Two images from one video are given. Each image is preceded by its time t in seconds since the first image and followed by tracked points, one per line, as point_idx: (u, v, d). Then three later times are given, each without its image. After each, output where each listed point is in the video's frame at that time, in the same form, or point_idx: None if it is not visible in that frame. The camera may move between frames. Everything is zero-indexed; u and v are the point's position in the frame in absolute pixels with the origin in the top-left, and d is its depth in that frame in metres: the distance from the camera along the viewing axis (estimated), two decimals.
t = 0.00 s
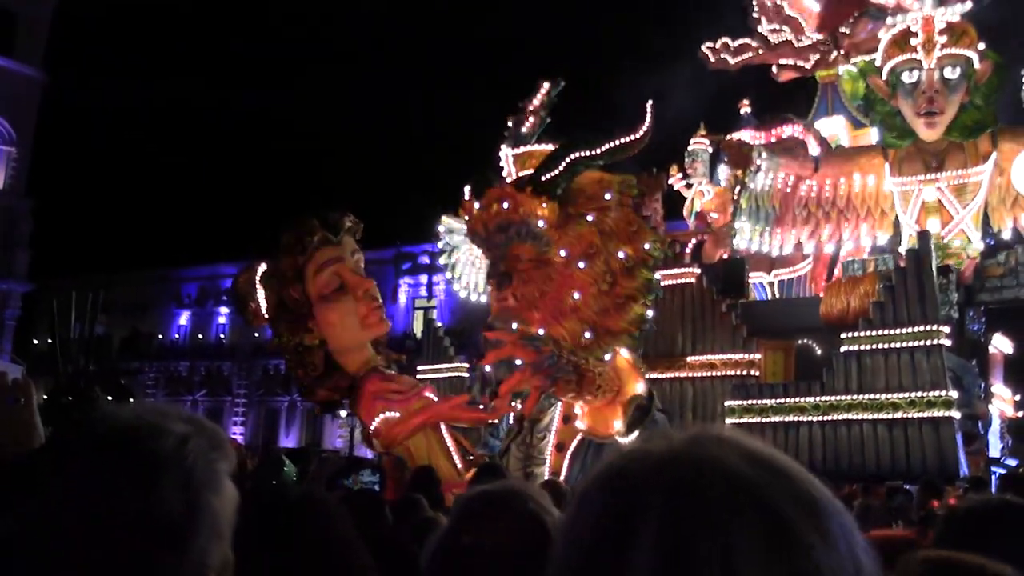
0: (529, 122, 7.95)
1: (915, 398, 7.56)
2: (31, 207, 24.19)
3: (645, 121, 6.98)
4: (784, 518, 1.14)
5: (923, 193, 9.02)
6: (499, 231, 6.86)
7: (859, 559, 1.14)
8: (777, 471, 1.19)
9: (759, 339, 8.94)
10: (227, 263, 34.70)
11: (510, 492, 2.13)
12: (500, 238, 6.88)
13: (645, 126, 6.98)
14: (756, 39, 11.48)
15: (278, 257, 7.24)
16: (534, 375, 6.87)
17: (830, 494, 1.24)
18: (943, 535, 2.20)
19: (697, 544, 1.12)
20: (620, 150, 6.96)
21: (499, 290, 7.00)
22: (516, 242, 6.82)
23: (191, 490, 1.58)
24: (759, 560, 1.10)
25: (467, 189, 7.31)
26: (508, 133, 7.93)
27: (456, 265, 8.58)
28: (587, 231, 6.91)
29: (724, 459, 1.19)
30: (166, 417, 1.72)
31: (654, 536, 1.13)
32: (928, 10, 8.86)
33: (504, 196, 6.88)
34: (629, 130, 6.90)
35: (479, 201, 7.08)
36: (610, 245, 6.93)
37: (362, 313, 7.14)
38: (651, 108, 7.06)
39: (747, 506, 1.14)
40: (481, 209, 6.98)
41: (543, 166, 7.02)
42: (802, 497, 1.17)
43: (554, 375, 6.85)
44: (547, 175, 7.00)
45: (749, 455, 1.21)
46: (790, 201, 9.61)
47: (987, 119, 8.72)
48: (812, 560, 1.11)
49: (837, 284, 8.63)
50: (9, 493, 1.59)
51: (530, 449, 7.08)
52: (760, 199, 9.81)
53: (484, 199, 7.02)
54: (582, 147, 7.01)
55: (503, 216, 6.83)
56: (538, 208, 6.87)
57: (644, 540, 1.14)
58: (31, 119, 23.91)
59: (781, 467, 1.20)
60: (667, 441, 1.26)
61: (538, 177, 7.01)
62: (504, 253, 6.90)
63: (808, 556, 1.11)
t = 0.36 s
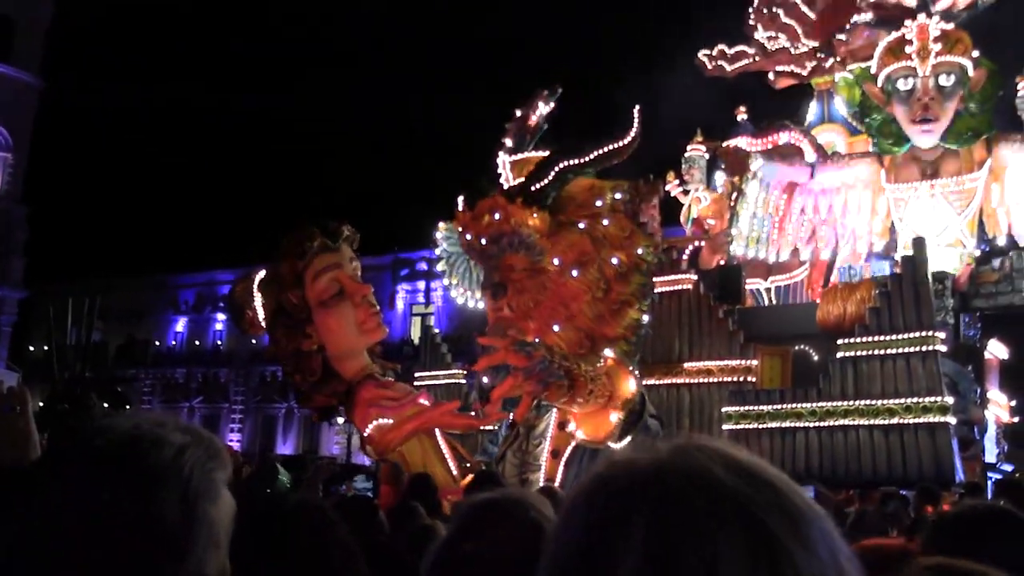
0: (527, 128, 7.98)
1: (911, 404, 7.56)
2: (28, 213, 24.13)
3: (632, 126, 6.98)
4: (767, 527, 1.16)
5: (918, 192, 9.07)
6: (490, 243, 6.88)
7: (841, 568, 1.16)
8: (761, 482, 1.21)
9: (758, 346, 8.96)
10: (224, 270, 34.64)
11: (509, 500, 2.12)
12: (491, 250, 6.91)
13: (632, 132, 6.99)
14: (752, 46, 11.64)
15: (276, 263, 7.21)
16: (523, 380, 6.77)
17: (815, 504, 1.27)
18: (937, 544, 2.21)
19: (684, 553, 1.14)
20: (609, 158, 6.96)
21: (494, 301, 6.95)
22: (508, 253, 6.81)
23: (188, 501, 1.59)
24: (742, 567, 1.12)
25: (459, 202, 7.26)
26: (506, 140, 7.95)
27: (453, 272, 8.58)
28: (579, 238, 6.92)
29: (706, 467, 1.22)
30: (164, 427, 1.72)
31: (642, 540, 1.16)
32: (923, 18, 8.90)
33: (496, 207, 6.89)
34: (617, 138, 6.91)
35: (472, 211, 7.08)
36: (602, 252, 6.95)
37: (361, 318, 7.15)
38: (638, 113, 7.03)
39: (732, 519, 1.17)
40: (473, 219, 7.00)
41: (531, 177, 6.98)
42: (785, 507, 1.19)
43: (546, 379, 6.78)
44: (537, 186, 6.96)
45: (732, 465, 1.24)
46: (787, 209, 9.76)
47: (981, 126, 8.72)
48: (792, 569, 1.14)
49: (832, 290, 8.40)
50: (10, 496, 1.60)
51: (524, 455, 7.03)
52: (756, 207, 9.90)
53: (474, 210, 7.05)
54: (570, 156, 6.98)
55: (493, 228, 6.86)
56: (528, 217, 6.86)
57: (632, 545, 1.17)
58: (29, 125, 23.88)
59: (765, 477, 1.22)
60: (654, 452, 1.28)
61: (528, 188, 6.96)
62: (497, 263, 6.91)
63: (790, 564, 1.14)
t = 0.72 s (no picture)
0: (523, 135, 7.96)
1: (903, 414, 7.59)
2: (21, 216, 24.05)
3: (620, 134, 6.99)
4: (759, 538, 1.20)
5: (911, 209, 9.12)
6: (480, 254, 6.99)
7: None
8: (753, 495, 1.25)
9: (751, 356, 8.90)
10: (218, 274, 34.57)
11: (503, 508, 2.12)
12: (482, 261, 7.01)
13: (619, 138, 6.99)
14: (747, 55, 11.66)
15: (272, 267, 7.18)
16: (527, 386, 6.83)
17: (807, 518, 1.30)
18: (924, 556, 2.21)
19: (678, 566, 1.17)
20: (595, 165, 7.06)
21: (487, 309, 7.09)
22: (498, 263, 6.94)
23: (184, 508, 1.69)
24: None
25: (450, 212, 7.28)
26: (501, 147, 7.98)
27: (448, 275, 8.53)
28: (569, 246, 6.91)
29: (699, 479, 1.25)
30: (160, 435, 1.83)
31: (634, 552, 1.19)
32: (916, 30, 9.00)
33: (485, 218, 6.94)
34: (603, 146, 6.96)
35: (461, 222, 7.12)
36: (592, 260, 6.96)
37: (356, 322, 7.15)
38: (624, 120, 7.06)
39: (724, 533, 1.20)
40: (464, 230, 7.07)
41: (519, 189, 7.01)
42: (776, 520, 1.23)
43: (551, 387, 6.83)
44: (524, 198, 7.00)
45: (727, 479, 1.26)
46: (782, 216, 9.73)
47: (972, 138, 8.79)
48: None
49: (826, 300, 8.77)
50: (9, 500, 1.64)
51: (517, 461, 6.95)
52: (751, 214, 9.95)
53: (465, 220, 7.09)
54: (561, 164, 7.07)
55: (483, 239, 6.92)
56: (518, 226, 6.83)
57: (626, 555, 1.20)
58: (24, 128, 23.83)
59: (757, 491, 1.26)
60: (650, 463, 1.30)
61: (517, 201, 7.00)
62: (490, 275, 7.04)
63: None
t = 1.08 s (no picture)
0: (517, 151, 7.98)
1: (897, 430, 7.58)
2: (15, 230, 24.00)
3: (607, 151, 7.04)
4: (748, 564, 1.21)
5: (903, 221, 9.19)
6: (471, 273, 6.96)
7: None
8: (743, 518, 1.25)
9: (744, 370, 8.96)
10: (213, 288, 34.50)
11: (496, 526, 2.12)
12: (474, 280, 6.97)
13: (607, 155, 7.04)
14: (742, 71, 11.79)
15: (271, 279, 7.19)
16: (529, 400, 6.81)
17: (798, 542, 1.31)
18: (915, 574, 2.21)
19: None
20: (582, 181, 7.05)
21: (480, 327, 7.01)
22: (491, 282, 6.91)
23: (178, 527, 1.69)
24: None
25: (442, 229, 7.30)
26: (496, 163, 8.01)
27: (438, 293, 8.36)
28: (561, 262, 6.95)
29: (690, 503, 1.25)
30: (153, 456, 1.83)
31: (623, 569, 1.20)
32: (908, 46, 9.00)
33: (478, 239, 6.96)
34: (590, 163, 6.99)
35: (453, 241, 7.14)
36: (584, 276, 7.00)
37: (353, 337, 7.15)
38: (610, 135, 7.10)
39: (712, 557, 1.21)
40: (456, 249, 7.07)
41: (508, 209, 6.99)
42: (766, 545, 1.24)
43: (551, 403, 6.75)
44: (514, 217, 6.96)
45: (717, 503, 1.27)
46: (777, 231, 9.88)
47: (964, 155, 8.83)
48: None
49: (822, 315, 8.77)
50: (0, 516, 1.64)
51: (512, 477, 7.01)
52: (745, 230, 10.10)
53: (457, 239, 7.10)
54: (551, 182, 7.02)
55: (475, 258, 6.93)
56: (509, 246, 6.86)
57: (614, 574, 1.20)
58: (19, 142, 23.84)
59: (746, 514, 1.26)
60: (640, 486, 1.30)
61: (507, 220, 6.99)
62: (482, 294, 6.99)
63: None
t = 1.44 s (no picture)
0: (510, 158, 7.97)
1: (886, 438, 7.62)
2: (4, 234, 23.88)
3: (592, 158, 7.05)
4: (737, 573, 1.21)
5: (893, 231, 9.26)
6: (460, 284, 7.02)
7: None
8: (732, 527, 1.27)
9: (733, 380, 8.90)
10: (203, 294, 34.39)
11: (486, 534, 2.12)
12: (464, 290, 7.02)
13: (592, 164, 7.05)
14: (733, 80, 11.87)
15: (264, 284, 7.18)
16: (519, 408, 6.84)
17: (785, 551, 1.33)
18: None
19: None
20: (567, 189, 7.09)
21: (470, 337, 7.09)
22: (479, 292, 6.95)
23: (169, 533, 1.74)
24: None
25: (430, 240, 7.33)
26: (489, 171, 8.02)
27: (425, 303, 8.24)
28: (548, 271, 6.95)
29: (682, 513, 1.26)
30: (144, 465, 1.87)
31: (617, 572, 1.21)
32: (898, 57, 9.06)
33: (465, 249, 6.95)
34: (574, 172, 7.01)
35: (441, 252, 7.15)
36: (572, 284, 7.00)
37: (346, 341, 7.13)
38: (595, 143, 7.13)
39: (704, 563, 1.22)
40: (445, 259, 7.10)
41: (495, 219, 7.01)
42: (754, 553, 1.25)
43: (541, 409, 6.84)
44: (501, 227, 6.98)
45: (709, 512, 1.28)
46: (766, 241, 9.65)
47: (954, 164, 8.93)
48: None
49: (812, 324, 8.83)
50: None
51: (500, 484, 6.97)
52: (736, 239, 9.80)
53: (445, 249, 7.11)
54: (535, 192, 7.08)
55: (462, 269, 6.95)
56: (495, 255, 6.86)
57: None
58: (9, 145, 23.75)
59: (736, 523, 1.28)
60: (633, 495, 1.31)
61: (494, 231, 6.98)
62: (472, 304, 7.05)
63: None
